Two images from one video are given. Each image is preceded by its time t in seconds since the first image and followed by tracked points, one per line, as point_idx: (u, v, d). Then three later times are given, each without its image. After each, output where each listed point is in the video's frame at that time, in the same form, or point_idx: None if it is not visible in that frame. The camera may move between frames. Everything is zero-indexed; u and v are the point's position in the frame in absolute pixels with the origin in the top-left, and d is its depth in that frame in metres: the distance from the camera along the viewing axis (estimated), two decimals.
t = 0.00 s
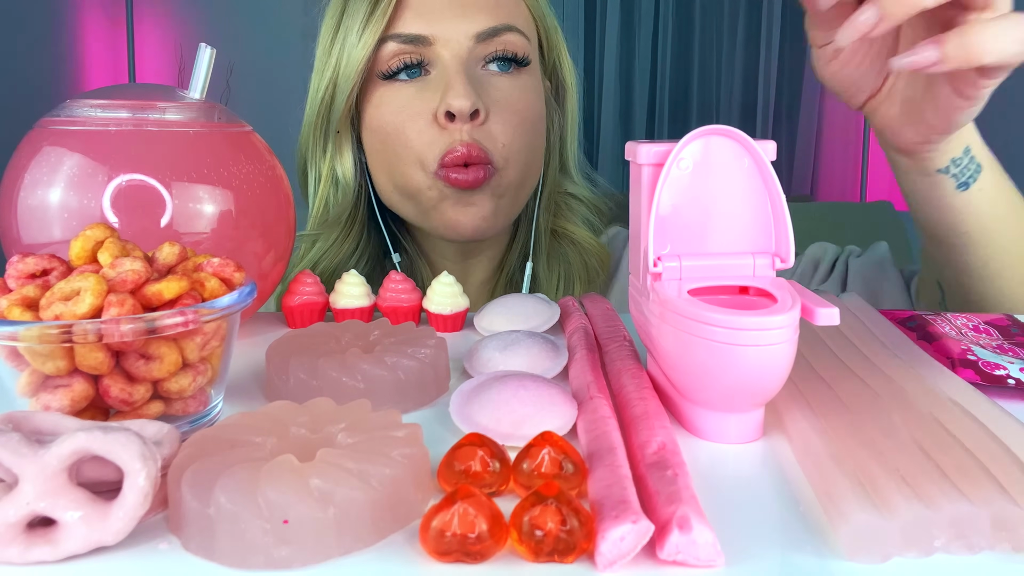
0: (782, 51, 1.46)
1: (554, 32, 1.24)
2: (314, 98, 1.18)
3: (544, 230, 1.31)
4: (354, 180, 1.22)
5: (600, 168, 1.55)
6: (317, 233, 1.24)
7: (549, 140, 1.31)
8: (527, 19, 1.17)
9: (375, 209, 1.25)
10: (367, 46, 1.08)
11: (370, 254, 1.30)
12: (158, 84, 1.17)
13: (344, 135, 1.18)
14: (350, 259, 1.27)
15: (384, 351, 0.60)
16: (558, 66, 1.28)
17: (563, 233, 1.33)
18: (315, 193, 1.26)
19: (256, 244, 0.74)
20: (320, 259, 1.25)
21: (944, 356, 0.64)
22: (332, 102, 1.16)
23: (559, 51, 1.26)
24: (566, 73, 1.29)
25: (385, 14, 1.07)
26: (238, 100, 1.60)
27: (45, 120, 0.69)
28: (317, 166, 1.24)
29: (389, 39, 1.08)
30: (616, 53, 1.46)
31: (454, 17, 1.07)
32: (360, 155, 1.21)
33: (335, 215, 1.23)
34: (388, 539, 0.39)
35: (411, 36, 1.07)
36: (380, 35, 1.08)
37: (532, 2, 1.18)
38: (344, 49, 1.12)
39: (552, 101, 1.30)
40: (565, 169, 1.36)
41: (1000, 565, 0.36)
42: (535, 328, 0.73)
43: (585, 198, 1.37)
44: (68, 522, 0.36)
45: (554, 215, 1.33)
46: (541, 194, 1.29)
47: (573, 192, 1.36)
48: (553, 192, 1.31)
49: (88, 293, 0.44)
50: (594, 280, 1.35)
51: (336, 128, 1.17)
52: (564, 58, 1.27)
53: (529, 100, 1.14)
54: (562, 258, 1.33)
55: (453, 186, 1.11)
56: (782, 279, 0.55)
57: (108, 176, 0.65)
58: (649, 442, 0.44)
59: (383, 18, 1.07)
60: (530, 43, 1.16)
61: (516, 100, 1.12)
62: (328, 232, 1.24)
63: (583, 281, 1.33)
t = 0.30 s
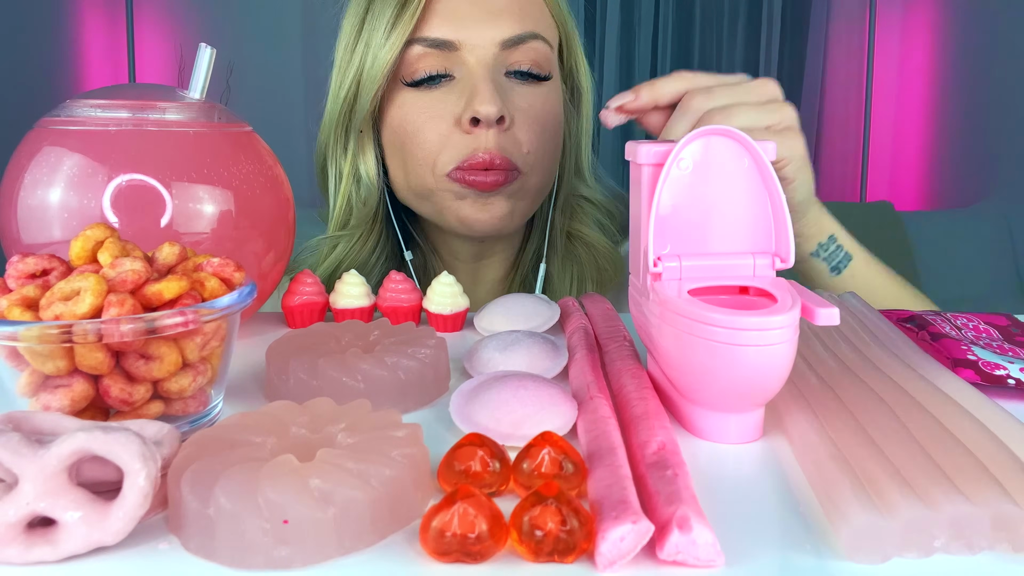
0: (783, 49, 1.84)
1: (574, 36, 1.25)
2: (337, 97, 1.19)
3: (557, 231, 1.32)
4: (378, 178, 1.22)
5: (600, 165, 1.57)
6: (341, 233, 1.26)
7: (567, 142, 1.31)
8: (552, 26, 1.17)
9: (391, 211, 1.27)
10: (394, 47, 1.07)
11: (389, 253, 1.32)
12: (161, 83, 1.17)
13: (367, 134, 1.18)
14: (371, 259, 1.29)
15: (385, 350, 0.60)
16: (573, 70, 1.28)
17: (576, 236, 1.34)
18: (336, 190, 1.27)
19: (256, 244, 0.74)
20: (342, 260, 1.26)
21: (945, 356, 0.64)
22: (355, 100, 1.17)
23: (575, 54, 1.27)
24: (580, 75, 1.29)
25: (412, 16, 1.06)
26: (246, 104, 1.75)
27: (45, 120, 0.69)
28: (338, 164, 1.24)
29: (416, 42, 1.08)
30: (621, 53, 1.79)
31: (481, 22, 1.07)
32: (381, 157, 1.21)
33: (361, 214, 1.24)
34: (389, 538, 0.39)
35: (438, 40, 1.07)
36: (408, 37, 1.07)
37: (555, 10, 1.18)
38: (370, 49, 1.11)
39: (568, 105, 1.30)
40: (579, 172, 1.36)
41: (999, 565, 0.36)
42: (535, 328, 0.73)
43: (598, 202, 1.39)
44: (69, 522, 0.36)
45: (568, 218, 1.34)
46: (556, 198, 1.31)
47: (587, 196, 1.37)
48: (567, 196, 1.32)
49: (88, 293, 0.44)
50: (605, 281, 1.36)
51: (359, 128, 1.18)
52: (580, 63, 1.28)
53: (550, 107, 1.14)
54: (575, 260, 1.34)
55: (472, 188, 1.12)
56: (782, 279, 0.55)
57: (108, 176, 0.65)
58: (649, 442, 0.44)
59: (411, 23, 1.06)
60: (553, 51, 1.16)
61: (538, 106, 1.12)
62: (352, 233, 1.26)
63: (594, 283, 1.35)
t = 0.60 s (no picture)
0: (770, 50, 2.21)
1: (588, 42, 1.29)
2: (352, 94, 1.21)
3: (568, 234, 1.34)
4: (388, 176, 1.23)
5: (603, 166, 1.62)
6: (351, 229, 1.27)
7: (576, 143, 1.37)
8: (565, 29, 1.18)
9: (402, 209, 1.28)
10: (409, 46, 1.08)
11: (398, 249, 1.32)
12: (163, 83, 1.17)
13: (379, 132, 1.19)
14: (379, 257, 1.30)
15: (385, 351, 0.60)
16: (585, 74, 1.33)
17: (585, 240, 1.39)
18: (348, 187, 1.29)
19: (256, 244, 0.74)
20: (351, 256, 1.28)
21: (944, 356, 0.64)
22: (369, 98, 1.18)
23: (588, 59, 1.31)
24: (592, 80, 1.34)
25: (428, 16, 1.07)
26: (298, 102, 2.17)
27: (45, 120, 0.69)
28: (351, 161, 1.26)
29: (430, 41, 1.08)
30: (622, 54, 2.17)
31: (496, 24, 1.07)
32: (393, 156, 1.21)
33: (375, 208, 1.26)
34: (389, 538, 0.39)
35: (452, 41, 1.07)
36: (423, 36, 1.08)
37: (568, 13, 1.22)
38: (385, 48, 1.12)
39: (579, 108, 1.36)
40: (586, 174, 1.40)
41: (999, 565, 0.36)
42: (535, 328, 0.73)
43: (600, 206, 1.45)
44: (69, 522, 0.36)
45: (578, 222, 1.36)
46: (566, 199, 1.30)
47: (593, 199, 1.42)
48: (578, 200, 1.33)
49: (88, 293, 0.44)
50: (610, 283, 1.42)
51: (372, 125, 1.19)
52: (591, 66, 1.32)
53: (563, 109, 1.14)
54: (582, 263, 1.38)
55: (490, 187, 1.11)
56: (781, 279, 0.55)
57: (108, 176, 0.65)
58: (649, 442, 0.44)
59: (427, 23, 1.07)
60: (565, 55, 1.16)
61: (550, 108, 1.12)
62: (362, 228, 1.27)
63: (600, 283, 1.40)
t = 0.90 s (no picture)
0: (770, 47, 2.21)
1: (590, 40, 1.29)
2: (357, 93, 1.21)
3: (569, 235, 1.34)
4: (394, 175, 1.22)
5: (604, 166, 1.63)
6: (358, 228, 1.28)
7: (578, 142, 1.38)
8: (568, 29, 1.18)
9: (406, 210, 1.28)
10: (415, 45, 1.08)
11: (403, 247, 1.32)
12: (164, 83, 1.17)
13: (384, 130, 1.18)
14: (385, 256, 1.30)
15: (385, 350, 0.60)
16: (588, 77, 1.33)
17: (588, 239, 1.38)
18: (353, 187, 1.29)
19: (256, 244, 0.74)
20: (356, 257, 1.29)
21: (944, 356, 0.64)
22: (375, 97, 1.18)
23: (591, 59, 1.31)
24: (594, 82, 1.35)
25: (435, 14, 1.07)
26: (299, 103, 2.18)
27: (45, 120, 0.69)
28: (356, 160, 1.26)
29: (436, 40, 1.08)
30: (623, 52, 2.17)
31: (501, 23, 1.07)
32: (398, 153, 1.20)
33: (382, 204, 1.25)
34: (389, 539, 0.39)
35: (457, 40, 1.07)
36: (429, 35, 1.08)
37: (572, 13, 1.22)
38: (391, 47, 1.12)
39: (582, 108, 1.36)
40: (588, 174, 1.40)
41: (999, 565, 0.36)
42: (535, 328, 0.73)
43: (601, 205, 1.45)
44: (69, 522, 0.36)
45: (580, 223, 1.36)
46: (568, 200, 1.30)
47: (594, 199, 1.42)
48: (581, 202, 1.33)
49: (88, 293, 0.44)
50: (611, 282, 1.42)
51: (377, 123, 1.18)
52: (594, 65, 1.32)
53: (566, 109, 1.14)
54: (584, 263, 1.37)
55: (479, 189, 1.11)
56: (781, 278, 0.55)
57: (108, 176, 0.65)
58: (649, 442, 0.44)
59: (434, 21, 1.07)
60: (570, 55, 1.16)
61: (554, 108, 1.12)
62: (369, 228, 1.28)
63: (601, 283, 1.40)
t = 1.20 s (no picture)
0: (772, 47, 2.21)
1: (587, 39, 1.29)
2: (351, 96, 1.21)
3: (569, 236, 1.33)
4: (390, 173, 1.23)
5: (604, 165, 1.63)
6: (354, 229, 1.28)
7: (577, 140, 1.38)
8: (565, 29, 1.18)
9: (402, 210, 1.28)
10: (410, 47, 1.08)
11: (398, 249, 1.32)
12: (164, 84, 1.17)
13: (379, 133, 1.19)
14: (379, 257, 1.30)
15: (385, 350, 0.60)
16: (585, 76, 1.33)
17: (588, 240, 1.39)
18: (348, 187, 1.29)
19: (256, 244, 0.74)
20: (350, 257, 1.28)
21: (944, 356, 0.64)
22: (369, 99, 1.18)
23: (588, 59, 1.31)
24: (591, 81, 1.35)
25: (429, 17, 1.07)
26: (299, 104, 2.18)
27: (45, 119, 0.69)
28: (351, 162, 1.26)
29: (431, 42, 1.08)
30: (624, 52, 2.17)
31: (496, 24, 1.07)
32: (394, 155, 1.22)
33: (379, 205, 1.25)
34: (389, 538, 0.39)
35: (452, 40, 1.07)
36: (425, 36, 1.08)
37: (568, 12, 1.22)
38: (385, 48, 1.12)
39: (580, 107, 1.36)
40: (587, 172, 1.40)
41: (999, 565, 0.36)
42: (535, 328, 0.73)
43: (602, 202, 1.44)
44: (69, 522, 0.36)
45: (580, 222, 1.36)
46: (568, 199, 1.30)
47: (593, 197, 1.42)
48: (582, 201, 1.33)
49: (88, 293, 0.44)
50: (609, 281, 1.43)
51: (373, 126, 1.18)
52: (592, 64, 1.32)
53: (562, 108, 1.14)
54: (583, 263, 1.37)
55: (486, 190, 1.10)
56: (782, 279, 0.55)
57: (108, 176, 0.65)
58: (649, 442, 0.44)
59: (428, 22, 1.07)
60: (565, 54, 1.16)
61: (550, 108, 1.12)
62: (363, 230, 1.27)
63: (600, 281, 1.40)
